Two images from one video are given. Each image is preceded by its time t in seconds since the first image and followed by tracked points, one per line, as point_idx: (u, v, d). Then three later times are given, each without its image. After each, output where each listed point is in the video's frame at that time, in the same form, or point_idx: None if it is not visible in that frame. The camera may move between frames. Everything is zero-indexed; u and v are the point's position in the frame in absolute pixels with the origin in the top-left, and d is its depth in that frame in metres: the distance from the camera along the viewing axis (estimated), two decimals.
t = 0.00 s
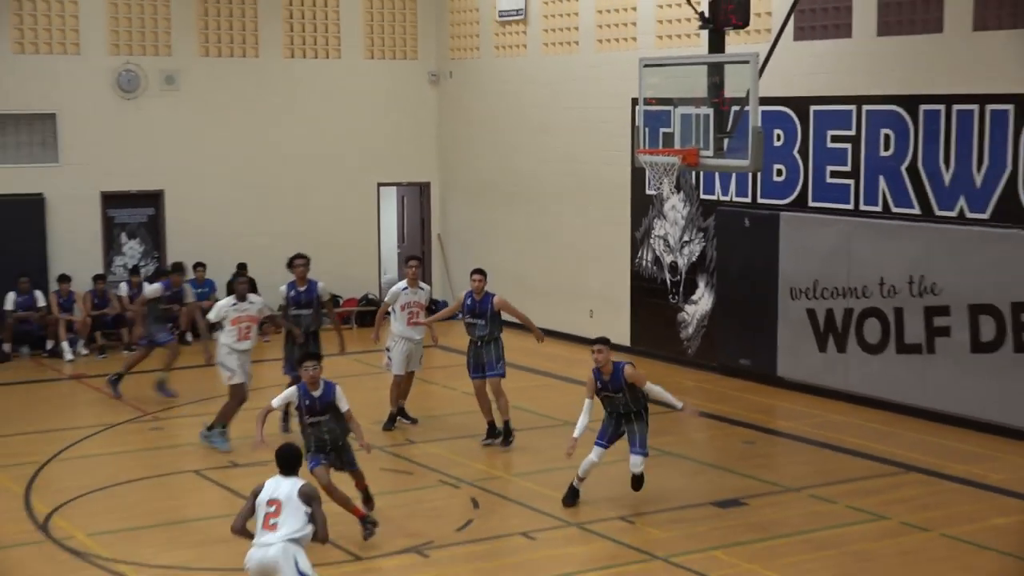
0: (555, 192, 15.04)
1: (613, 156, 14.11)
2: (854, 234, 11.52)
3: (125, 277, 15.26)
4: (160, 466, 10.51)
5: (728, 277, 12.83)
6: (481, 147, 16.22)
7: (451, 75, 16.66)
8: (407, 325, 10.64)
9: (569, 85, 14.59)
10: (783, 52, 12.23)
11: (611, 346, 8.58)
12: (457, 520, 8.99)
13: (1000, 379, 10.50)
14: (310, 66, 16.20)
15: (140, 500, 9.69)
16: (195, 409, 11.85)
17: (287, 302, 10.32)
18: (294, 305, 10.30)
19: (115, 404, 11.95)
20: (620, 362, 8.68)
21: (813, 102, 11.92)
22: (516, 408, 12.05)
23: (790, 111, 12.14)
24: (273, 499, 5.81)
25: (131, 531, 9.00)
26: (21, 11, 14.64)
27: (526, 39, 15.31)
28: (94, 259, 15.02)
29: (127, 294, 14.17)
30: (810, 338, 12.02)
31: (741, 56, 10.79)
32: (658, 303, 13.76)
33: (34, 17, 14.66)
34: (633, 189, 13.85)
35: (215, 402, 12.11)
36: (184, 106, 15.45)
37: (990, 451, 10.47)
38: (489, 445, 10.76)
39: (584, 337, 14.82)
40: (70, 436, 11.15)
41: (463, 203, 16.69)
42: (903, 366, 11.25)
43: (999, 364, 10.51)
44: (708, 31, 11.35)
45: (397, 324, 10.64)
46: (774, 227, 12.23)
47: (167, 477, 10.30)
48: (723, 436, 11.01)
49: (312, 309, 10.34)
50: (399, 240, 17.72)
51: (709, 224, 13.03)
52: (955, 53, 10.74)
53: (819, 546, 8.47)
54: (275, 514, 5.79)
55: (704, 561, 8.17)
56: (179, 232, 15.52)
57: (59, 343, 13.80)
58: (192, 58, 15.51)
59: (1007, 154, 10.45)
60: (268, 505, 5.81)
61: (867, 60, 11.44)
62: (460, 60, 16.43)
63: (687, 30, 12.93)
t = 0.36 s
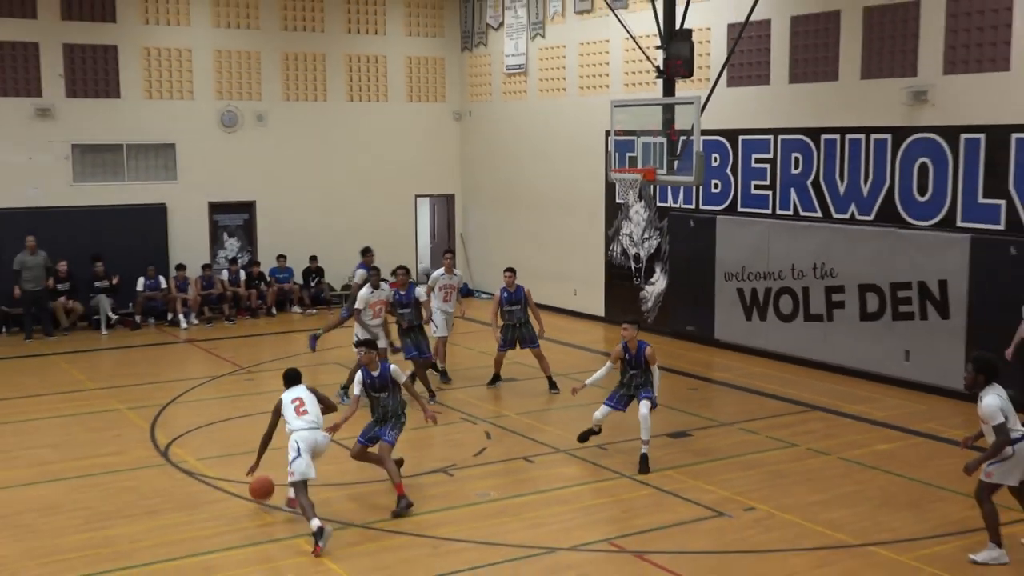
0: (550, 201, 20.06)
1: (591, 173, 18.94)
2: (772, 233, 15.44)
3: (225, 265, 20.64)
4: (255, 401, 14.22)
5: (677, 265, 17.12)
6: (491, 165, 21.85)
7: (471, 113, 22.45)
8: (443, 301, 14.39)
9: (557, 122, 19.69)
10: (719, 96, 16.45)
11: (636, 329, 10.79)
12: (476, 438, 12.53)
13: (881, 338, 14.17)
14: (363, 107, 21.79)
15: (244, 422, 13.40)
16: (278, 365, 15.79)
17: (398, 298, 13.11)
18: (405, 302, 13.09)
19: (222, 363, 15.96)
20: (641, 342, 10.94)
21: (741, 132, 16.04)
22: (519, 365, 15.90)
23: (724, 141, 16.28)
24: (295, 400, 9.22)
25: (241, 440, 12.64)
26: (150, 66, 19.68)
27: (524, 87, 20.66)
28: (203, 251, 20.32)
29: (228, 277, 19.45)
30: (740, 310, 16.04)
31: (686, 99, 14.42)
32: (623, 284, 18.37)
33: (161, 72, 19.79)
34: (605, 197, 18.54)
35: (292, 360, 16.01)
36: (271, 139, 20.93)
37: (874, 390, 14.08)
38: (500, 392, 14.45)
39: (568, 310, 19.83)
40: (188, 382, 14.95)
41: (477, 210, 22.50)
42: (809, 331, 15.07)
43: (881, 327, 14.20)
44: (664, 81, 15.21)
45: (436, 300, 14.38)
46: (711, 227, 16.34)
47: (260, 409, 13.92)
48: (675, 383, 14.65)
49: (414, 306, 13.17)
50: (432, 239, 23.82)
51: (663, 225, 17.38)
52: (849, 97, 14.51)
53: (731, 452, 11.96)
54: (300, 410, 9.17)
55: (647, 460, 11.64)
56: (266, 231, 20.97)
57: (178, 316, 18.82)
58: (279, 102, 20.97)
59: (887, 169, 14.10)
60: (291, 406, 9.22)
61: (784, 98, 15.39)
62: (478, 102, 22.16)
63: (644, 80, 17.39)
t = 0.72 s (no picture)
0: (544, 201, 20.41)
1: (584, 175, 19.28)
2: (761, 233, 15.72)
3: (224, 265, 20.95)
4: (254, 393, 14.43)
5: (668, 264, 17.46)
6: (487, 167, 22.16)
7: (466, 116, 22.80)
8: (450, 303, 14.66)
9: (551, 126, 20.03)
10: (709, 98, 16.82)
11: (650, 317, 10.30)
12: (471, 425, 12.73)
13: (869, 336, 14.29)
14: (361, 111, 22.15)
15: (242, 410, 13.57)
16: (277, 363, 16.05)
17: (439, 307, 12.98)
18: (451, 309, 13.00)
19: (221, 361, 16.19)
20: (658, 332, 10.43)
21: (731, 135, 16.41)
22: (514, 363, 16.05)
23: (715, 143, 16.66)
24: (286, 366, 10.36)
25: (239, 424, 12.84)
26: (150, 71, 20.01)
27: (518, 90, 20.97)
28: (203, 251, 20.65)
29: (226, 277, 19.73)
30: (731, 309, 16.35)
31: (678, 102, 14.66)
32: (615, 283, 18.78)
33: (161, 75, 20.11)
34: (598, 199, 18.89)
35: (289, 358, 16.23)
36: (268, 142, 21.21)
37: (860, 387, 14.19)
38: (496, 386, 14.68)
39: (563, 309, 20.11)
40: (188, 378, 15.17)
41: (471, 213, 22.87)
42: (798, 329, 15.30)
43: (869, 326, 14.32)
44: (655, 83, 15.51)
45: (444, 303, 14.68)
46: (702, 227, 16.66)
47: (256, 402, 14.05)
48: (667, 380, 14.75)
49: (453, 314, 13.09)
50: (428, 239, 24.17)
51: (654, 225, 17.74)
52: (837, 100, 14.80)
53: (721, 436, 12.15)
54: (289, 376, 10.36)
55: (639, 445, 11.83)
56: (264, 233, 21.29)
57: (177, 314, 19.08)
58: (277, 105, 21.28)
59: (873, 172, 14.34)
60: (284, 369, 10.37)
61: (772, 101, 15.75)
62: (472, 105, 22.50)
63: (637, 84, 17.82)
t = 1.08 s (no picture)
0: (537, 205, 20.42)
1: (577, 179, 19.29)
2: (755, 237, 15.74)
3: (218, 269, 20.93)
4: (248, 397, 14.39)
5: (661, 268, 17.47)
6: (479, 170, 22.19)
7: (459, 120, 22.80)
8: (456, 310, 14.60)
9: (544, 130, 20.04)
10: (702, 102, 16.85)
11: (648, 308, 10.49)
12: (465, 429, 12.71)
13: (863, 340, 14.30)
14: (355, 115, 22.15)
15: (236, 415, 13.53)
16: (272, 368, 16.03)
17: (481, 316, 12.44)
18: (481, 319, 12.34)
19: (213, 366, 16.16)
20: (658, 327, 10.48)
21: (724, 139, 16.43)
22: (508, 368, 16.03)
23: (708, 147, 16.69)
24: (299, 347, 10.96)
25: (233, 429, 12.81)
26: (143, 75, 19.98)
27: (511, 94, 20.98)
28: (197, 255, 20.63)
29: (219, 281, 19.66)
30: (724, 312, 16.37)
31: (671, 106, 14.66)
32: (608, 287, 18.78)
33: (154, 79, 20.08)
34: (592, 203, 18.90)
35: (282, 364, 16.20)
36: (261, 145, 21.19)
37: (854, 391, 14.19)
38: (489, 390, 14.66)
39: (556, 313, 20.10)
40: (181, 383, 15.14)
41: (465, 217, 22.87)
42: (791, 333, 15.32)
43: (862, 330, 14.33)
44: (648, 87, 15.51)
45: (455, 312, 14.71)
46: (695, 231, 16.68)
47: (250, 406, 14.03)
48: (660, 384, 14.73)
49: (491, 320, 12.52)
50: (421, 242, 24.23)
51: (647, 229, 17.75)
52: (830, 105, 14.81)
53: (715, 440, 12.14)
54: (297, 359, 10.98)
55: (633, 449, 11.83)
56: (257, 237, 21.27)
57: (170, 319, 19.03)
58: (270, 109, 21.27)
59: (866, 177, 14.35)
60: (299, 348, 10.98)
61: (765, 105, 15.77)
62: (465, 109, 22.52)
63: (630, 88, 17.84)
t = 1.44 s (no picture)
0: (553, 209, 20.43)
1: (593, 183, 19.30)
2: (771, 241, 15.71)
3: (235, 274, 21.02)
4: (264, 401, 14.44)
5: (677, 272, 17.45)
6: (496, 175, 22.23)
7: (475, 125, 22.86)
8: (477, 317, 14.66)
9: (559, 134, 20.07)
10: (718, 105, 16.84)
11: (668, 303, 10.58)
12: (480, 433, 12.72)
13: (880, 344, 14.24)
14: (372, 120, 22.24)
15: (252, 419, 13.58)
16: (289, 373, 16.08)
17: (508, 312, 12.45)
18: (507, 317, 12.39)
19: (229, 369, 16.22)
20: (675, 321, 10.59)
21: (740, 142, 16.41)
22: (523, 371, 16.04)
23: (724, 151, 16.68)
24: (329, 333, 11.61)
25: (250, 433, 12.85)
26: (161, 80, 20.09)
27: (527, 99, 21.01)
28: (214, 260, 20.72)
29: (236, 285, 19.78)
30: (740, 317, 16.34)
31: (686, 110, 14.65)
32: (624, 291, 18.77)
33: (171, 84, 20.19)
34: (607, 207, 18.91)
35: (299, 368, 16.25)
36: (278, 150, 21.28)
37: (871, 396, 14.13)
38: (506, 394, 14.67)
39: (572, 317, 20.11)
40: (199, 386, 15.20)
41: (480, 221, 22.91)
42: (807, 337, 15.28)
43: (879, 334, 14.27)
44: (663, 91, 15.50)
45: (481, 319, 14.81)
46: (712, 235, 16.66)
47: (266, 409, 14.08)
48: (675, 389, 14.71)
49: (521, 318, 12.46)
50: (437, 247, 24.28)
51: (664, 234, 17.74)
52: (846, 108, 14.78)
53: (731, 444, 12.12)
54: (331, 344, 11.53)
55: (649, 453, 11.82)
56: (275, 242, 21.35)
57: (187, 323, 19.12)
58: (288, 113, 21.37)
59: (883, 180, 14.31)
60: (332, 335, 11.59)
61: (780, 109, 15.76)
62: (481, 113, 22.57)
63: (645, 92, 17.85)
